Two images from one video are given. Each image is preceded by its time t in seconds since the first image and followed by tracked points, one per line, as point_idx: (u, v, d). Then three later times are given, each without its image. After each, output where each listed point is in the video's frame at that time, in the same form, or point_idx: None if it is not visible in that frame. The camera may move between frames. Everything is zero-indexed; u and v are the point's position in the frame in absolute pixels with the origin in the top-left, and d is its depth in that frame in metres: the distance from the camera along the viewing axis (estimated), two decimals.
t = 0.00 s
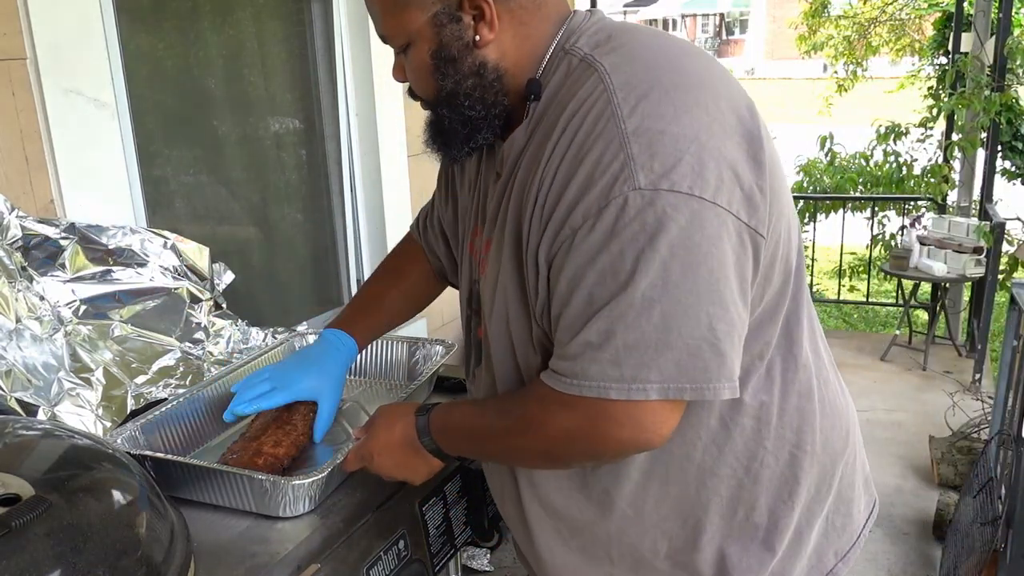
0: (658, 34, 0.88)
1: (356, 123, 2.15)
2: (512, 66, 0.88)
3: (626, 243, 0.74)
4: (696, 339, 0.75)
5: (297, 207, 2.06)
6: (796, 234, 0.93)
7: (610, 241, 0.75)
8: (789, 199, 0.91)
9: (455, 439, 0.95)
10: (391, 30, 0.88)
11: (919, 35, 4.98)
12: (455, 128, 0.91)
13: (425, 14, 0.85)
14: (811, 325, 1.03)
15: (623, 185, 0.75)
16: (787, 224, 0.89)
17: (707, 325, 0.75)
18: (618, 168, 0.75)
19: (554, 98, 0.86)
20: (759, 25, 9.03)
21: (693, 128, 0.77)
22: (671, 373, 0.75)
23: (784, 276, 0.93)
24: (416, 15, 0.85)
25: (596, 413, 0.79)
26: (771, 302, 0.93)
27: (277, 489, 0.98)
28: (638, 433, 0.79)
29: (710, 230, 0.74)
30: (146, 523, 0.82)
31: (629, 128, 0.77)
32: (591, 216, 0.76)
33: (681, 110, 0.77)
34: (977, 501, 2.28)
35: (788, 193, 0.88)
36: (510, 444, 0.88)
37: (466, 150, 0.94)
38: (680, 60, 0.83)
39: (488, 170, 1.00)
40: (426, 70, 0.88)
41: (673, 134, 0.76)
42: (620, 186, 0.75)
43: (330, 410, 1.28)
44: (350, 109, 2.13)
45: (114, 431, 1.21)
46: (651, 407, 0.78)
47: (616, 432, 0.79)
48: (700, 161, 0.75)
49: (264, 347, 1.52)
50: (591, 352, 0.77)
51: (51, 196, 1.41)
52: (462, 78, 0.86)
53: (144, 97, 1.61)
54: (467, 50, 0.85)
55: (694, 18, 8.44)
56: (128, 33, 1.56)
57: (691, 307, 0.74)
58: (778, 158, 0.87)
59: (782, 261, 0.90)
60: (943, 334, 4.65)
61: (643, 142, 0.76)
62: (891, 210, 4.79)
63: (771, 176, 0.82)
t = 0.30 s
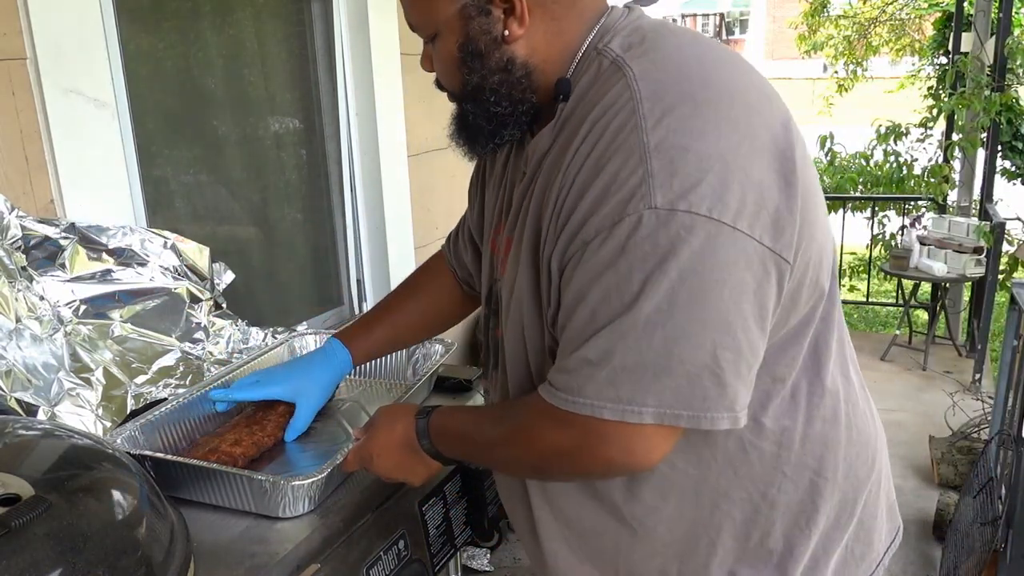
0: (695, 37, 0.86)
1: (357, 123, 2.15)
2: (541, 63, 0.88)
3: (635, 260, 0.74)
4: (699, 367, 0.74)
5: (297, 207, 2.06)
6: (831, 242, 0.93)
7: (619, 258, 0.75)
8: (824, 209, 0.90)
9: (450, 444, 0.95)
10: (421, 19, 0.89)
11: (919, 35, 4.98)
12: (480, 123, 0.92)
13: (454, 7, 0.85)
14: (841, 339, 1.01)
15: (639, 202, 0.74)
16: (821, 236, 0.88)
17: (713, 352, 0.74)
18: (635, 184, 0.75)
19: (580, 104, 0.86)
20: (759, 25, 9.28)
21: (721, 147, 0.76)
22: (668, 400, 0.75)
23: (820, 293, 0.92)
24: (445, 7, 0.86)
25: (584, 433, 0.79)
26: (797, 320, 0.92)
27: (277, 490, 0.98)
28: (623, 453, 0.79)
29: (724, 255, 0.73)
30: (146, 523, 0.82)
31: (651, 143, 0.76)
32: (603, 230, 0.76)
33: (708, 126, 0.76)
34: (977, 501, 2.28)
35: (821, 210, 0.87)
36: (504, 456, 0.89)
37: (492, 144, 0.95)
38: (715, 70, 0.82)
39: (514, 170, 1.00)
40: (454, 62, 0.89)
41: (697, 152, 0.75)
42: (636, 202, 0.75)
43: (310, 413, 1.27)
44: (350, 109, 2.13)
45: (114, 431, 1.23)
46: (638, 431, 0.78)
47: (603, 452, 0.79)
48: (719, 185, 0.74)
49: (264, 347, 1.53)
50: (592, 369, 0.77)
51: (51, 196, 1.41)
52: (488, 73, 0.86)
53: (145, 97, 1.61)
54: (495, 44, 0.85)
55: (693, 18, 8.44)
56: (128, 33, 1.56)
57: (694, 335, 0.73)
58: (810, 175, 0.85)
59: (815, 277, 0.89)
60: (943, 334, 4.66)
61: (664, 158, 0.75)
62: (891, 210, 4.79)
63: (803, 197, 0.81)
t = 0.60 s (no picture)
0: (754, 41, 0.83)
1: (357, 123, 2.16)
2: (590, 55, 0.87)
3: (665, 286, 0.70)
4: (733, 407, 0.70)
5: (297, 207, 2.06)
6: (888, 266, 0.88)
7: (649, 283, 0.71)
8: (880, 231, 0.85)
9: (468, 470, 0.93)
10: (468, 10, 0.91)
11: (919, 35, 4.98)
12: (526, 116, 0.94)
13: None
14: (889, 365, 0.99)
15: (671, 223, 0.71)
16: (877, 259, 0.83)
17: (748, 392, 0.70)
18: (669, 203, 0.72)
19: (621, 111, 0.83)
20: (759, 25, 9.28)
21: (766, 167, 0.72)
22: (698, 439, 0.71)
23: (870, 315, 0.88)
24: None
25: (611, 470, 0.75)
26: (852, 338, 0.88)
27: (278, 489, 0.98)
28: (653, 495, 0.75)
29: (762, 285, 0.69)
30: (146, 523, 0.82)
31: (690, 160, 0.72)
32: (633, 250, 0.73)
33: (753, 142, 0.73)
34: (977, 501, 2.28)
35: (878, 235, 0.83)
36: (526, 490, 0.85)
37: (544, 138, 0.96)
38: (765, 79, 0.78)
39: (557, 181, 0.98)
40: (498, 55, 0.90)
41: (739, 171, 0.71)
42: (668, 223, 0.71)
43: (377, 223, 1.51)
44: (350, 109, 2.13)
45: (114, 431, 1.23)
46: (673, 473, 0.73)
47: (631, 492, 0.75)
48: (760, 210, 0.70)
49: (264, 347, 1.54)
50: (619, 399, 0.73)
51: (51, 196, 1.41)
52: (529, 65, 0.87)
53: (145, 97, 1.61)
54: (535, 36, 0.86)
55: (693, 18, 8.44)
56: (128, 33, 1.56)
57: (731, 374, 0.69)
58: (865, 195, 0.81)
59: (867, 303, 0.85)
60: (943, 334, 4.66)
61: (702, 176, 0.71)
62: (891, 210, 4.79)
63: (854, 221, 0.77)
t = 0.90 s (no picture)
0: (763, 51, 0.77)
1: (357, 123, 2.16)
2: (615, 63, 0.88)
3: (654, 325, 0.66)
4: (739, 443, 0.64)
5: (297, 207, 2.06)
6: (912, 278, 0.83)
7: (640, 322, 0.67)
8: (901, 248, 0.79)
9: None
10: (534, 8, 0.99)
11: (919, 35, 4.98)
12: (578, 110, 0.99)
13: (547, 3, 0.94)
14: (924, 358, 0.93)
15: (652, 254, 0.66)
16: (892, 275, 0.77)
17: (751, 424, 0.64)
18: (648, 231, 0.67)
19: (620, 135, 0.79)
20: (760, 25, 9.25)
21: (750, 186, 0.67)
22: (703, 480, 0.66)
23: (890, 336, 0.82)
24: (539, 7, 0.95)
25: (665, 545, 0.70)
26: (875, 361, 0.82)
27: (278, 490, 0.98)
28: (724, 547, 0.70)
29: (756, 310, 0.64)
30: (146, 523, 0.82)
31: (667, 185, 0.68)
32: (623, 287, 0.68)
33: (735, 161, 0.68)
34: (976, 501, 2.28)
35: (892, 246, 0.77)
36: None
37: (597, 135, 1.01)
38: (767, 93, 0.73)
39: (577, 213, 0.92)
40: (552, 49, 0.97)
41: (721, 192, 0.67)
42: (648, 255, 0.67)
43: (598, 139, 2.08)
44: (350, 110, 2.14)
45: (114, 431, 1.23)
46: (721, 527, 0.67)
47: (697, 550, 0.70)
48: (745, 230, 0.65)
49: (264, 347, 1.53)
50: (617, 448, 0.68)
51: (51, 196, 1.41)
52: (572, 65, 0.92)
53: (145, 97, 1.61)
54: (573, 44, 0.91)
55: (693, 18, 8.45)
56: (128, 33, 1.56)
57: (732, 410, 0.64)
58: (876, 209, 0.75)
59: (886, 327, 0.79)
60: (942, 333, 4.66)
61: (680, 202, 0.67)
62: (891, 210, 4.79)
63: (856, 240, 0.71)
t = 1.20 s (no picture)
0: (801, 29, 0.79)
1: (357, 123, 2.16)
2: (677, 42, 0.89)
3: (663, 261, 0.68)
4: (737, 380, 0.66)
5: (297, 207, 2.06)
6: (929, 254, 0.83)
7: (651, 263, 0.69)
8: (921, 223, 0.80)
9: None
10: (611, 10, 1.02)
11: (919, 35, 4.97)
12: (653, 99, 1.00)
13: None
14: (948, 371, 0.91)
15: (667, 198, 0.69)
16: (905, 242, 0.78)
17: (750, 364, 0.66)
18: (665, 178, 0.70)
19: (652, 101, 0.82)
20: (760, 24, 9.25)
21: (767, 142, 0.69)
22: (702, 409, 0.67)
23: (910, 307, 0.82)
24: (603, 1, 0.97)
25: (666, 475, 0.70)
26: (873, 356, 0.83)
27: (278, 489, 0.98)
28: (728, 482, 0.69)
29: (762, 254, 0.66)
30: (146, 523, 0.82)
31: (687, 136, 0.71)
32: (638, 231, 0.71)
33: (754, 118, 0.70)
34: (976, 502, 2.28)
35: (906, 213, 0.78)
36: None
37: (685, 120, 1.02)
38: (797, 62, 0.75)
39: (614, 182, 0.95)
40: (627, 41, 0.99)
41: (738, 145, 0.69)
42: (664, 198, 0.69)
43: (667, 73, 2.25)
44: (350, 110, 2.14)
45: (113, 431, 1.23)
46: (714, 451, 0.68)
47: (699, 483, 0.69)
48: (754, 179, 0.68)
49: (263, 348, 1.53)
50: (622, 378, 0.70)
51: (51, 196, 1.41)
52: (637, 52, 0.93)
53: (145, 97, 1.61)
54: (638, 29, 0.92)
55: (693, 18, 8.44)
56: (128, 34, 1.56)
57: (733, 347, 0.65)
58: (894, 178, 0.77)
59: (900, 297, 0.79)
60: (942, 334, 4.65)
61: (699, 152, 0.69)
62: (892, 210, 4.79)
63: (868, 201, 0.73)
